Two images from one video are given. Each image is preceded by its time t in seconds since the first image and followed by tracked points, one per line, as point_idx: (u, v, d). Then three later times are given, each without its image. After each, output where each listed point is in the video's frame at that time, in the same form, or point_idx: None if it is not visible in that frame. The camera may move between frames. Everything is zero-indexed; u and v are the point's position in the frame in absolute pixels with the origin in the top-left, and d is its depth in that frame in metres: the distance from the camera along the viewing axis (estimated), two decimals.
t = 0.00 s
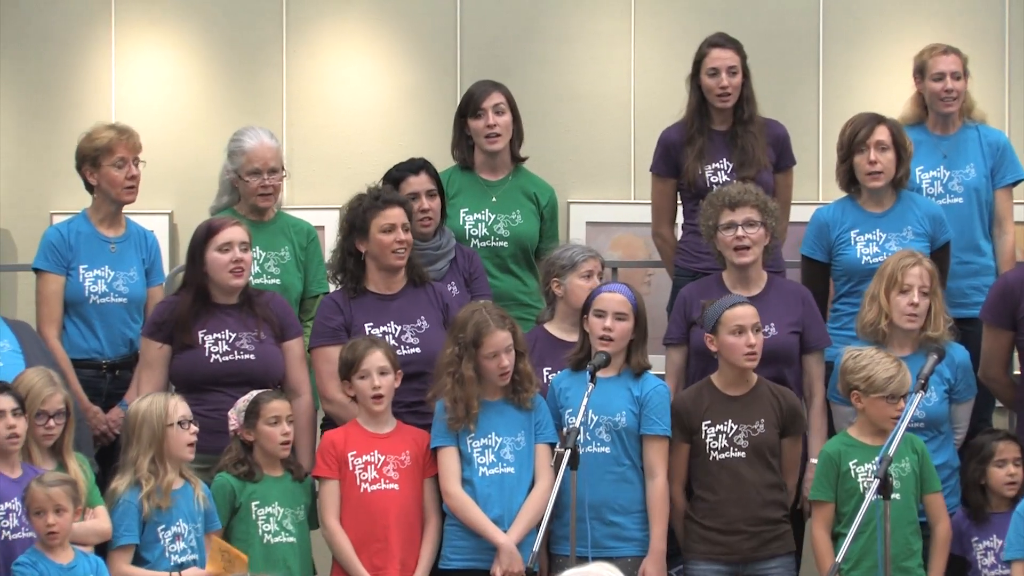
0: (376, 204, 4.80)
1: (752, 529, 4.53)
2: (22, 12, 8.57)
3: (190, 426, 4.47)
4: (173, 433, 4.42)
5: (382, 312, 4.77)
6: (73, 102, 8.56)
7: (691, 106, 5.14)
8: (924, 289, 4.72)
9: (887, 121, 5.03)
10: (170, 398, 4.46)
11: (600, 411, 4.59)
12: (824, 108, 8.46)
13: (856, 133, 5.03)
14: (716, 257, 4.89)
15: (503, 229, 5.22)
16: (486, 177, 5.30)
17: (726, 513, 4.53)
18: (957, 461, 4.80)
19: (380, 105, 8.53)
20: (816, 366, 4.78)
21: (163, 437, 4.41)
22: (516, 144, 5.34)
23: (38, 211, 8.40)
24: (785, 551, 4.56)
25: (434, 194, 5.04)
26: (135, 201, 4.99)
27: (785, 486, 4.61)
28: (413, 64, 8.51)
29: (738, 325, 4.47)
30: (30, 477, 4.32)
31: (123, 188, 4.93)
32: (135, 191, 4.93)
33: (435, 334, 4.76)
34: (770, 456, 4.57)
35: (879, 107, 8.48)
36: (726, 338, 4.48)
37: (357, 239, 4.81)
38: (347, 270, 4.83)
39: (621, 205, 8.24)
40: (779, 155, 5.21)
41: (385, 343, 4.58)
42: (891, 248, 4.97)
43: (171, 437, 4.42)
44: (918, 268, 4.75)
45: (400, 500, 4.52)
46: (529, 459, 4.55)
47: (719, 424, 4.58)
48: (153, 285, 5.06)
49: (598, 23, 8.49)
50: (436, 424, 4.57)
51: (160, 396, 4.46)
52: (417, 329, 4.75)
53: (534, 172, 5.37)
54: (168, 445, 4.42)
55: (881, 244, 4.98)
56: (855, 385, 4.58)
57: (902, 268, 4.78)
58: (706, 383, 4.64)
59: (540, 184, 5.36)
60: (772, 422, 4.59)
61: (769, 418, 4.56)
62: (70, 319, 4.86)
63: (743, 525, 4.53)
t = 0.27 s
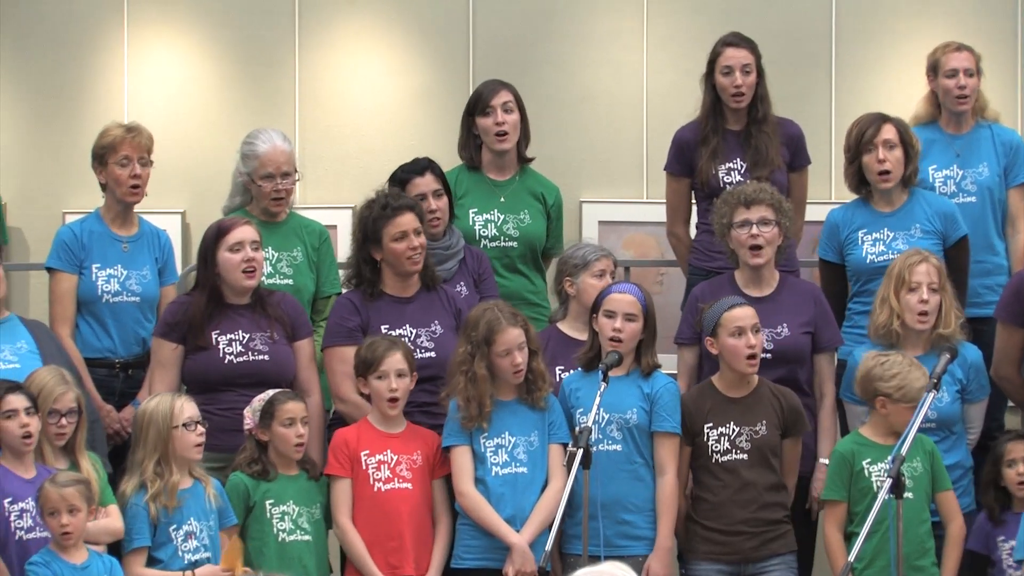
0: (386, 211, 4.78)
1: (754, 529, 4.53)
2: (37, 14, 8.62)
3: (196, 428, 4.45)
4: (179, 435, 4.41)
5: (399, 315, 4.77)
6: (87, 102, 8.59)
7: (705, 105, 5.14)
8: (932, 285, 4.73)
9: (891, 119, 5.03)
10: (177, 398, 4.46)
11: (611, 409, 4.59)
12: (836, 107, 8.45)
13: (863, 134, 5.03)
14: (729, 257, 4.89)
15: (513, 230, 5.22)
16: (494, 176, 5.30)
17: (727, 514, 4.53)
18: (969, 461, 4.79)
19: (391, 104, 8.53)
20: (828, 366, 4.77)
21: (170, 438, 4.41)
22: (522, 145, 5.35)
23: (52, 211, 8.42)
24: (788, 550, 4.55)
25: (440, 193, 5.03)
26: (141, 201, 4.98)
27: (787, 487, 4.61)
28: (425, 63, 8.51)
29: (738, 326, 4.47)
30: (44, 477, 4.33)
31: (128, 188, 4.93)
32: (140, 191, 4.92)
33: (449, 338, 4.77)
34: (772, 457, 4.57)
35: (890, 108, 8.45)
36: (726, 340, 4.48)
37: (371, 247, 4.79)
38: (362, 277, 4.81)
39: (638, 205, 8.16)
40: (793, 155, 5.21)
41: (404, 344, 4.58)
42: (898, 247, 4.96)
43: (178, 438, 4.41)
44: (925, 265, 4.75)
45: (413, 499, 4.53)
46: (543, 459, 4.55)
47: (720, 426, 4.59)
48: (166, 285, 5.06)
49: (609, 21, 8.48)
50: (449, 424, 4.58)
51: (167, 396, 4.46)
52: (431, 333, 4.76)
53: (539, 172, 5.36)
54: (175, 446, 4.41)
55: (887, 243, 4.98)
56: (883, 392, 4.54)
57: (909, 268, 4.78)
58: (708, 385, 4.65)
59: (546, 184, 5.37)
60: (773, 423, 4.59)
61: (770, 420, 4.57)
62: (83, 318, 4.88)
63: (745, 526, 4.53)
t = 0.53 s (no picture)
0: (407, 207, 4.81)
1: (762, 530, 4.52)
2: (50, 15, 8.58)
3: (206, 429, 4.42)
4: (189, 435, 4.38)
5: (414, 314, 4.78)
6: (99, 103, 8.55)
7: (717, 106, 5.13)
8: (938, 284, 4.72)
9: (905, 119, 5.04)
10: (190, 398, 4.43)
11: (622, 409, 4.59)
12: (847, 110, 8.41)
13: (876, 132, 5.03)
14: (739, 256, 4.88)
15: (524, 231, 5.22)
16: (504, 177, 5.29)
17: (735, 515, 4.54)
18: (980, 462, 4.78)
19: (402, 107, 8.48)
20: (839, 366, 4.77)
21: (179, 437, 4.38)
22: (534, 145, 5.36)
23: (64, 211, 8.36)
24: (796, 552, 4.55)
25: (454, 195, 5.05)
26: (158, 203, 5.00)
27: (796, 488, 4.61)
28: (437, 64, 8.47)
29: (747, 330, 4.46)
30: (56, 477, 4.33)
31: (146, 189, 4.94)
32: (158, 193, 4.94)
33: (463, 338, 4.77)
34: (780, 458, 4.57)
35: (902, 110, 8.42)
36: (735, 344, 4.48)
37: (390, 242, 4.81)
38: (379, 274, 4.83)
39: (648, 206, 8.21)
40: (805, 156, 5.20)
41: (415, 344, 4.59)
42: (902, 249, 4.96)
43: (187, 438, 4.39)
44: (930, 264, 4.75)
45: (427, 500, 4.54)
46: (555, 460, 4.55)
47: (729, 427, 4.58)
48: (177, 286, 5.07)
49: (618, 23, 8.45)
50: (461, 425, 4.58)
51: (181, 395, 4.44)
52: (445, 332, 4.76)
53: (547, 174, 5.37)
54: (184, 445, 4.39)
55: (891, 244, 4.98)
56: (896, 390, 4.54)
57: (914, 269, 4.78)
58: (717, 386, 4.65)
59: (554, 185, 5.38)
60: (782, 424, 4.58)
61: (779, 421, 4.56)
62: (94, 319, 4.89)
63: (753, 527, 4.52)
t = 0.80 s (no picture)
0: (431, 199, 4.83)
1: (779, 530, 4.51)
2: (58, 14, 8.56)
3: (216, 432, 4.42)
4: (199, 438, 4.38)
5: (429, 309, 4.78)
6: (108, 103, 8.53)
7: (728, 105, 5.13)
8: (947, 283, 4.71)
9: (927, 121, 5.04)
10: (199, 401, 4.43)
11: (629, 410, 4.58)
12: (857, 110, 8.25)
13: (896, 130, 5.04)
14: (749, 256, 4.88)
15: (537, 230, 5.21)
16: (516, 177, 5.29)
17: (751, 514, 4.53)
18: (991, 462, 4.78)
19: (411, 109, 8.38)
20: (848, 365, 4.77)
21: (190, 441, 4.38)
22: (545, 144, 5.36)
23: (73, 209, 8.33)
24: (813, 552, 4.53)
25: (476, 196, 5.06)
26: (161, 202, 4.99)
27: (814, 488, 4.60)
28: (445, 64, 8.38)
29: (763, 331, 4.45)
30: (65, 477, 4.32)
31: (147, 189, 4.94)
32: (159, 191, 4.93)
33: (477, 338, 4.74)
34: (798, 457, 4.56)
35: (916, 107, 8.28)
36: (751, 344, 4.47)
37: (412, 234, 4.83)
38: (400, 267, 4.85)
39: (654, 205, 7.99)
40: (815, 156, 5.20)
41: (423, 343, 4.59)
42: (917, 249, 4.96)
43: (197, 442, 4.39)
44: (938, 264, 4.75)
45: (439, 500, 4.54)
46: (563, 460, 4.55)
47: (746, 425, 4.57)
48: (186, 285, 5.06)
49: (628, 23, 8.37)
50: (470, 425, 4.57)
51: (190, 397, 4.44)
52: (460, 331, 4.75)
53: (559, 173, 5.37)
54: (195, 448, 4.38)
55: (907, 244, 4.98)
56: (899, 388, 4.55)
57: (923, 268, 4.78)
58: (734, 387, 4.63)
59: (565, 184, 5.38)
60: (799, 422, 4.58)
61: (796, 419, 4.55)
62: (104, 319, 4.90)
63: (769, 526, 4.51)
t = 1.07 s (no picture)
0: (458, 197, 4.85)
1: (802, 529, 4.49)
2: (68, 13, 8.49)
3: (230, 428, 4.43)
4: (213, 434, 4.39)
5: (448, 309, 4.79)
6: (123, 103, 8.45)
7: (741, 104, 5.14)
8: (962, 284, 4.71)
9: (935, 119, 5.04)
10: (213, 397, 4.43)
11: (642, 411, 4.58)
12: (870, 110, 8.25)
13: (907, 128, 5.02)
14: (761, 255, 4.88)
15: (553, 229, 5.21)
16: (533, 176, 5.30)
17: (774, 513, 4.50)
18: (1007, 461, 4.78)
19: (425, 108, 8.34)
20: (861, 364, 4.75)
21: (203, 437, 4.38)
22: (562, 143, 5.36)
23: (86, 210, 8.20)
24: (836, 552, 4.52)
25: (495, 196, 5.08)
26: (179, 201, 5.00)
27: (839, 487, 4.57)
28: (457, 64, 8.36)
29: (784, 328, 4.45)
30: (78, 477, 4.32)
31: (168, 189, 4.96)
32: (179, 193, 4.95)
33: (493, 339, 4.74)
34: (823, 455, 4.52)
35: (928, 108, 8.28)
36: (773, 340, 4.47)
37: (436, 232, 4.83)
38: (423, 265, 4.86)
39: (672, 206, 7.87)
40: (828, 156, 5.21)
41: (440, 344, 4.60)
42: (927, 248, 4.98)
43: (211, 438, 4.39)
44: (954, 265, 4.75)
45: (448, 500, 4.53)
46: (576, 459, 4.54)
47: (770, 423, 4.54)
48: (198, 284, 5.06)
49: (641, 23, 8.36)
50: (483, 425, 4.57)
51: (205, 393, 4.44)
52: (476, 331, 4.75)
53: (579, 172, 5.37)
54: (208, 444, 4.39)
55: (917, 243, 4.99)
56: (909, 386, 4.54)
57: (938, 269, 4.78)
58: (757, 385, 4.60)
59: (584, 184, 5.37)
60: (824, 421, 4.54)
61: (821, 418, 4.52)
62: (116, 318, 4.90)
63: (791, 526, 4.49)
